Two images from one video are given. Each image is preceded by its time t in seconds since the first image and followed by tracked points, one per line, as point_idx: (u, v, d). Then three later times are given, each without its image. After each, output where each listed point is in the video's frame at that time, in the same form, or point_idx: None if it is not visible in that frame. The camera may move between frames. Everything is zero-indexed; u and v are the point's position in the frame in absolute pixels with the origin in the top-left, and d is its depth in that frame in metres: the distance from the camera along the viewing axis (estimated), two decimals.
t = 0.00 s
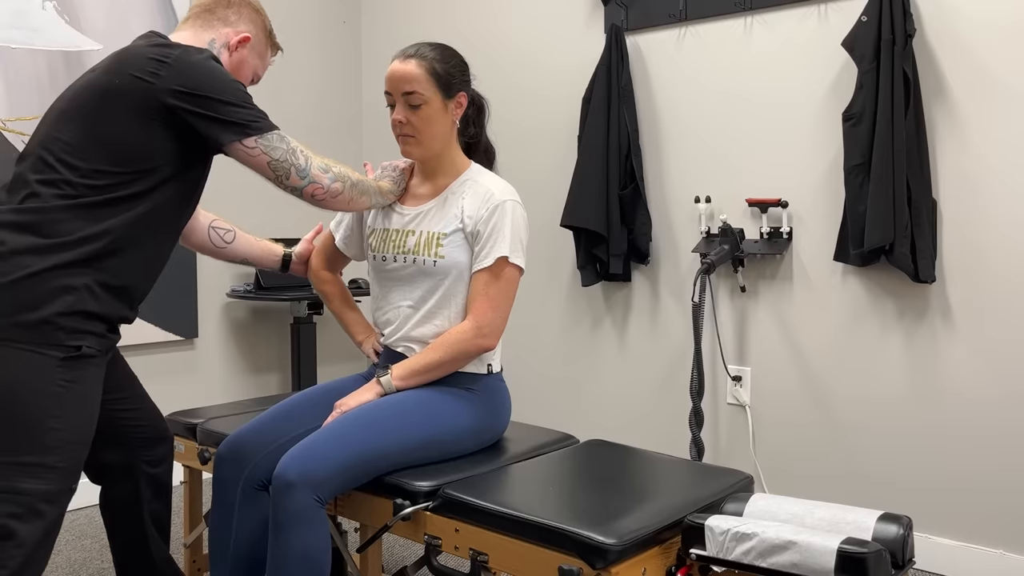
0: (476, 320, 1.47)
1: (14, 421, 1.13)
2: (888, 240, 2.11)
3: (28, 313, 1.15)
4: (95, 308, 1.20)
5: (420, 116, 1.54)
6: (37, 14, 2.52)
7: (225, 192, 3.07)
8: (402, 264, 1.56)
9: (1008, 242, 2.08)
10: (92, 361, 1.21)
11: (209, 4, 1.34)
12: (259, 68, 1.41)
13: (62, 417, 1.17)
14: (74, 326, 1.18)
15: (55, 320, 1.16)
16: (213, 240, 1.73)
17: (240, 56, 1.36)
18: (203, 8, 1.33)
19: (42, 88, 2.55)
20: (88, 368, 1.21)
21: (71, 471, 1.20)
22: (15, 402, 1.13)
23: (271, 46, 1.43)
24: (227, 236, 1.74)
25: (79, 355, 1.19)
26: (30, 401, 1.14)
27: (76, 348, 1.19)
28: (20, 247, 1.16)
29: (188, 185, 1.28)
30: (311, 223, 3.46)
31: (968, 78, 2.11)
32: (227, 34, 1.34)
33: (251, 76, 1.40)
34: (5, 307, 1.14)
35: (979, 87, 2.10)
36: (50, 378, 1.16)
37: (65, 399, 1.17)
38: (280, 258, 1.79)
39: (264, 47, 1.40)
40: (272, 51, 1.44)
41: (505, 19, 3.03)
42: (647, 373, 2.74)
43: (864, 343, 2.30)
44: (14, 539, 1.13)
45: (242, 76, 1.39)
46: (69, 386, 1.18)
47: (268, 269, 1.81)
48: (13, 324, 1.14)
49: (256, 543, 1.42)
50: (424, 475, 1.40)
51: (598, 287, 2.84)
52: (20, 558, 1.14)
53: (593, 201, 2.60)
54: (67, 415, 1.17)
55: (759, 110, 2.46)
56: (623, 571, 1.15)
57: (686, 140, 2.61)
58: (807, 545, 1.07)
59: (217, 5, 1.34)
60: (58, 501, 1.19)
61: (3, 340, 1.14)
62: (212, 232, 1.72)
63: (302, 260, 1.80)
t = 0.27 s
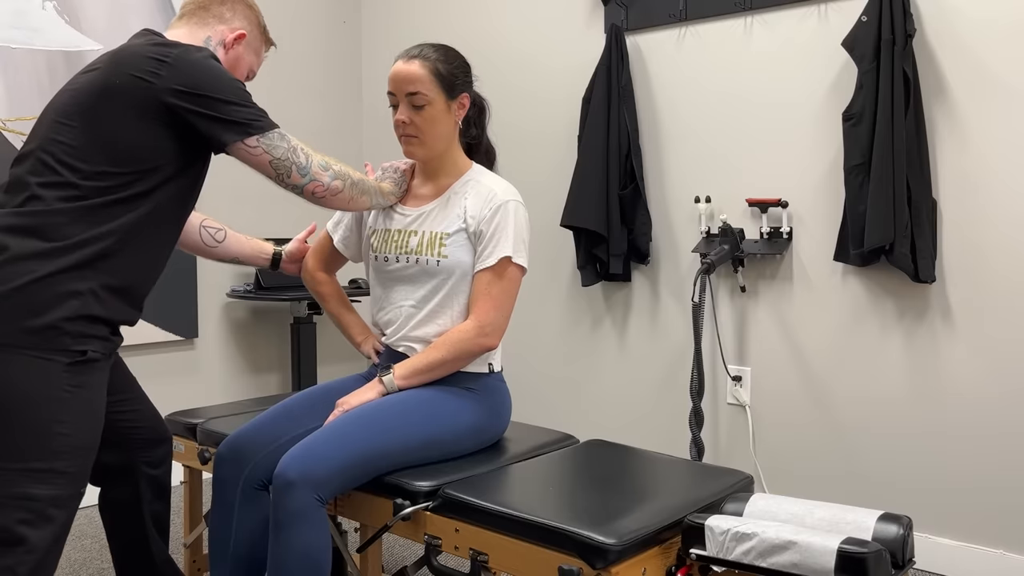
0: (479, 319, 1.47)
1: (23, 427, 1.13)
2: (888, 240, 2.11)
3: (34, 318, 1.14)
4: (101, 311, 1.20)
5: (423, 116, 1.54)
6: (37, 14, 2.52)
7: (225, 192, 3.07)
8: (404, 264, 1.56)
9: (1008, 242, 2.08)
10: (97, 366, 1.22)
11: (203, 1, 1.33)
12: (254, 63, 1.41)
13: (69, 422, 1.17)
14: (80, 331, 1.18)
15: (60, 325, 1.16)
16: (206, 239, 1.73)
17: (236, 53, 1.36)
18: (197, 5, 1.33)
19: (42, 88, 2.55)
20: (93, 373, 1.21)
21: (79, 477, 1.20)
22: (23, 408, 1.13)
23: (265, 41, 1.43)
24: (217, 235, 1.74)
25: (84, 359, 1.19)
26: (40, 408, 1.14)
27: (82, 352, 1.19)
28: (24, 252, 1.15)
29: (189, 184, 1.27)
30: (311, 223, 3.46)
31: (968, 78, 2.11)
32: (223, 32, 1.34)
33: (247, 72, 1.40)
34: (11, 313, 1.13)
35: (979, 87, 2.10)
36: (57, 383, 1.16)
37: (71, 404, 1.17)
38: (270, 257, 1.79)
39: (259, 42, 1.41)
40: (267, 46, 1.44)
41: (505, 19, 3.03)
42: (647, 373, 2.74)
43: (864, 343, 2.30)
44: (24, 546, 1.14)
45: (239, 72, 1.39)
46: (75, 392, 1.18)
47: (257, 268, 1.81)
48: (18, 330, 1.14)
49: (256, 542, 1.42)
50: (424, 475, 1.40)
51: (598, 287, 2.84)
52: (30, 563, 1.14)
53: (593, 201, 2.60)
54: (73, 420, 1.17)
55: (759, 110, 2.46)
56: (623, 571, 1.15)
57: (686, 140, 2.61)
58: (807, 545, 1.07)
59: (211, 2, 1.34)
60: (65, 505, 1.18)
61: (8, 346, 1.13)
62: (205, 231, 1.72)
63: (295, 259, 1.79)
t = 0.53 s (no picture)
0: (479, 318, 1.47)
1: (31, 436, 1.12)
2: (888, 240, 2.11)
3: (40, 326, 1.12)
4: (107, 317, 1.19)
5: (424, 117, 1.54)
6: (37, 14, 2.51)
7: (225, 192, 3.07)
8: (405, 263, 1.56)
9: (1008, 242, 2.08)
10: (102, 372, 1.20)
11: (200, 2, 1.33)
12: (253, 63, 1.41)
13: (77, 429, 1.16)
14: (86, 337, 1.17)
15: (68, 332, 1.14)
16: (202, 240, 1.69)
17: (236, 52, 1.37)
18: (194, 6, 1.32)
19: (42, 88, 2.55)
20: (99, 378, 1.19)
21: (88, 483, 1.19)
22: (32, 417, 1.12)
23: (263, 41, 1.43)
24: (214, 237, 1.71)
25: (91, 365, 1.18)
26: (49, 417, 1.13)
27: (89, 359, 1.17)
28: (28, 259, 1.13)
29: (192, 186, 1.26)
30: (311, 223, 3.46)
31: (968, 78, 2.11)
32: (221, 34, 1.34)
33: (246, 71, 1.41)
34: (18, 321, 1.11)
35: (979, 88, 2.10)
36: (64, 390, 1.14)
37: (79, 410, 1.16)
38: (270, 260, 1.77)
39: (257, 42, 1.41)
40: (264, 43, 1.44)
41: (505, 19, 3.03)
42: (647, 373, 2.74)
43: (864, 343, 2.30)
44: (34, 552, 1.13)
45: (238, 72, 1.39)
46: (82, 399, 1.17)
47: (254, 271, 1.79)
48: (25, 337, 1.12)
49: (255, 542, 1.42)
50: (424, 475, 1.40)
51: (598, 287, 2.84)
52: (41, 569, 1.14)
53: (593, 201, 2.60)
54: (81, 427, 1.16)
55: (759, 110, 2.46)
56: (623, 571, 1.15)
57: (686, 140, 2.61)
58: (807, 545, 1.07)
59: (209, 2, 1.33)
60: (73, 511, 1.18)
61: (15, 353, 1.11)
62: (201, 232, 1.69)
63: (292, 262, 1.79)
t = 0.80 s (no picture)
0: (480, 317, 1.47)
1: (39, 443, 1.12)
2: (887, 240, 2.11)
3: (52, 332, 1.12)
4: (116, 322, 1.19)
5: (429, 118, 1.54)
6: (37, 14, 2.51)
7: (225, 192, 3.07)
8: (407, 263, 1.56)
9: (1008, 242, 2.08)
10: (108, 377, 1.20)
11: (200, 3, 1.32)
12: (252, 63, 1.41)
13: (86, 434, 1.15)
14: (94, 342, 1.16)
15: (77, 337, 1.14)
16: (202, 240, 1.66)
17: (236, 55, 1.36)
18: (194, 7, 1.32)
19: (43, 88, 2.55)
20: (106, 383, 1.19)
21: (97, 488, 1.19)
22: (40, 424, 1.11)
23: (262, 43, 1.43)
24: (213, 239, 1.68)
25: (99, 371, 1.18)
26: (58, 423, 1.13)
27: (97, 364, 1.17)
28: (39, 265, 1.12)
29: (199, 188, 1.26)
30: (311, 223, 3.46)
31: (968, 78, 2.11)
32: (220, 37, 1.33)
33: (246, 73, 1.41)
34: (27, 327, 1.11)
35: (979, 88, 2.10)
36: (72, 396, 1.14)
37: (88, 415, 1.16)
38: (268, 261, 1.75)
39: (256, 44, 1.41)
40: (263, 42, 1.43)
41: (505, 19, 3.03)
42: (647, 373, 2.74)
43: (864, 343, 2.30)
44: (45, 557, 1.13)
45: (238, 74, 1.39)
46: (90, 404, 1.16)
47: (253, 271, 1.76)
48: (36, 343, 1.12)
49: (255, 542, 1.42)
50: (424, 475, 1.40)
51: (598, 287, 2.84)
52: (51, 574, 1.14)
53: (593, 201, 2.60)
54: (90, 433, 1.16)
55: (759, 110, 2.46)
56: (623, 571, 1.15)
57: (686, 140, 2.61)
58: (807, 545, 1.07)
59: (209, 3, 1.33)
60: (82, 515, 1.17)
61: (23, 360, 1.11)
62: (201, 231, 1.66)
63: (292, 262, 1.78)
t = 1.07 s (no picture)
0: (483, 318, 1.47)
1: (42, 444, 1.12)
2: (888, 240, 2.11)
3: (55, 334, 1.12)
4: (120, 321, 1.19)
5: (432, 118, 1.54)
6: (37, 14, 2.51)
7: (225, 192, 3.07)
8: (410, 264, 1.56)
9: (1008, 242, 2.08)
10: (111, 378, 1.20)
11: (201, 3, 1.32)
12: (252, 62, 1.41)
13: (89, 435, 1.16)
14: (98, 343, 1.16)
15: (82, 337, 1.14)
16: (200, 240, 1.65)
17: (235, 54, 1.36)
18: (194, 7, 1.32)
19: (42, 88, 2.55)
20: (109, 385, 1.19)
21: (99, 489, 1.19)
22: (43, 425, 1.12)
23: (262, 43, 1.43)
24: (211, 238, 1.67)
25: (102, 372, 1.18)
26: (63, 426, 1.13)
27: (100, 365, 1.17)
28: (42, 266, 1.12)
29: (202, 187, 1.26)
30: (311, 223, 3.46)
31: (968, 78, 2.11)
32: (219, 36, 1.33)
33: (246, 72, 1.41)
34: (32, 329, 1.11)
35: (979, 88, 2.10)
36: (75, 398, 1.14)
37: (91, 416, 1.16)
38: (267, 260, 1.75)
39: (256, 44, 1.41)
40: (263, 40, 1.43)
41: (505, 19, 3.03)
42: (647, 373, 2.74)
43: (864, 343, 2.30)
44: (48, 559, 1.13)
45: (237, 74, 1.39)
46: (93, 406, 1.16)
47: (251, 271, 1.76)
48: (38, 345, 1.11)
49: (257, 543, 1.42)
50: (424, 475, 1.40)
51: (598, 287, 2.84)
52: None
53: (593, 201, 2.60)
54: (91, 433, 1.16)
55: (759, 110, 2.46)
56: (623, 571, 1.15)
57: (686, 140, 2.61)
58: (807, 545, 1.07)
59: (209, 2, 1.33)
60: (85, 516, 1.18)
61: (27, 361, 1.11)
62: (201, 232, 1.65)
63: (290, 262, 1.78)
